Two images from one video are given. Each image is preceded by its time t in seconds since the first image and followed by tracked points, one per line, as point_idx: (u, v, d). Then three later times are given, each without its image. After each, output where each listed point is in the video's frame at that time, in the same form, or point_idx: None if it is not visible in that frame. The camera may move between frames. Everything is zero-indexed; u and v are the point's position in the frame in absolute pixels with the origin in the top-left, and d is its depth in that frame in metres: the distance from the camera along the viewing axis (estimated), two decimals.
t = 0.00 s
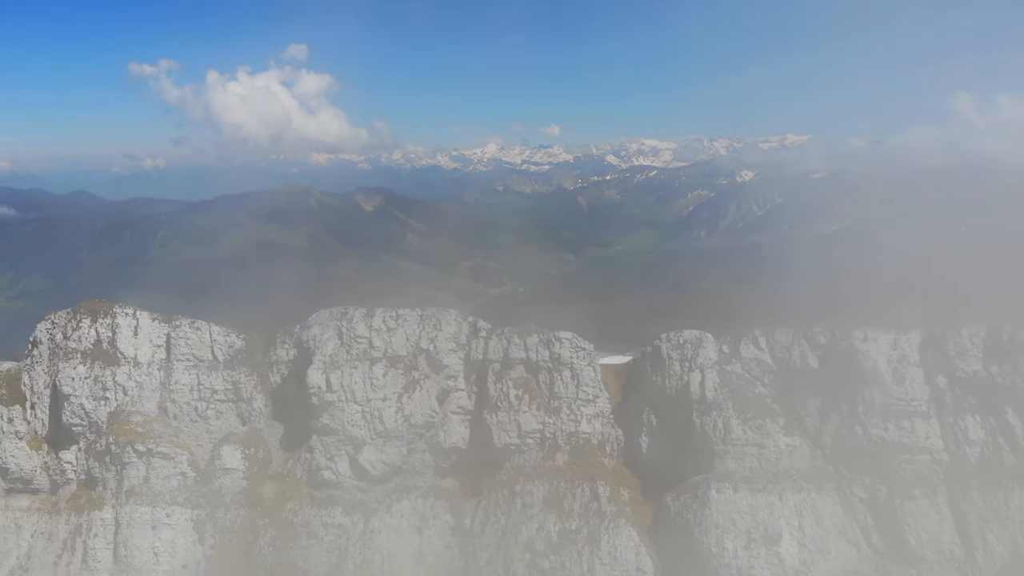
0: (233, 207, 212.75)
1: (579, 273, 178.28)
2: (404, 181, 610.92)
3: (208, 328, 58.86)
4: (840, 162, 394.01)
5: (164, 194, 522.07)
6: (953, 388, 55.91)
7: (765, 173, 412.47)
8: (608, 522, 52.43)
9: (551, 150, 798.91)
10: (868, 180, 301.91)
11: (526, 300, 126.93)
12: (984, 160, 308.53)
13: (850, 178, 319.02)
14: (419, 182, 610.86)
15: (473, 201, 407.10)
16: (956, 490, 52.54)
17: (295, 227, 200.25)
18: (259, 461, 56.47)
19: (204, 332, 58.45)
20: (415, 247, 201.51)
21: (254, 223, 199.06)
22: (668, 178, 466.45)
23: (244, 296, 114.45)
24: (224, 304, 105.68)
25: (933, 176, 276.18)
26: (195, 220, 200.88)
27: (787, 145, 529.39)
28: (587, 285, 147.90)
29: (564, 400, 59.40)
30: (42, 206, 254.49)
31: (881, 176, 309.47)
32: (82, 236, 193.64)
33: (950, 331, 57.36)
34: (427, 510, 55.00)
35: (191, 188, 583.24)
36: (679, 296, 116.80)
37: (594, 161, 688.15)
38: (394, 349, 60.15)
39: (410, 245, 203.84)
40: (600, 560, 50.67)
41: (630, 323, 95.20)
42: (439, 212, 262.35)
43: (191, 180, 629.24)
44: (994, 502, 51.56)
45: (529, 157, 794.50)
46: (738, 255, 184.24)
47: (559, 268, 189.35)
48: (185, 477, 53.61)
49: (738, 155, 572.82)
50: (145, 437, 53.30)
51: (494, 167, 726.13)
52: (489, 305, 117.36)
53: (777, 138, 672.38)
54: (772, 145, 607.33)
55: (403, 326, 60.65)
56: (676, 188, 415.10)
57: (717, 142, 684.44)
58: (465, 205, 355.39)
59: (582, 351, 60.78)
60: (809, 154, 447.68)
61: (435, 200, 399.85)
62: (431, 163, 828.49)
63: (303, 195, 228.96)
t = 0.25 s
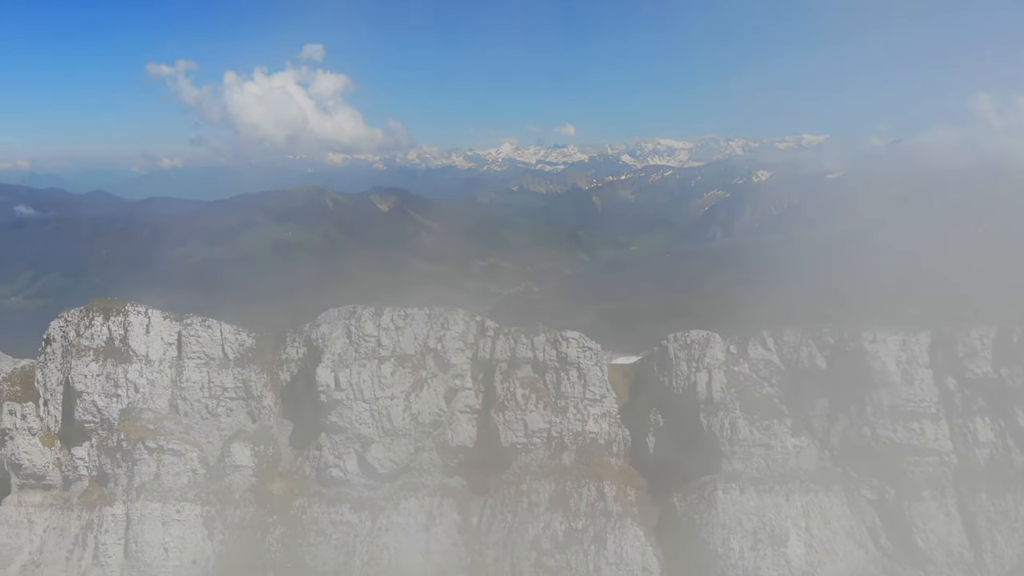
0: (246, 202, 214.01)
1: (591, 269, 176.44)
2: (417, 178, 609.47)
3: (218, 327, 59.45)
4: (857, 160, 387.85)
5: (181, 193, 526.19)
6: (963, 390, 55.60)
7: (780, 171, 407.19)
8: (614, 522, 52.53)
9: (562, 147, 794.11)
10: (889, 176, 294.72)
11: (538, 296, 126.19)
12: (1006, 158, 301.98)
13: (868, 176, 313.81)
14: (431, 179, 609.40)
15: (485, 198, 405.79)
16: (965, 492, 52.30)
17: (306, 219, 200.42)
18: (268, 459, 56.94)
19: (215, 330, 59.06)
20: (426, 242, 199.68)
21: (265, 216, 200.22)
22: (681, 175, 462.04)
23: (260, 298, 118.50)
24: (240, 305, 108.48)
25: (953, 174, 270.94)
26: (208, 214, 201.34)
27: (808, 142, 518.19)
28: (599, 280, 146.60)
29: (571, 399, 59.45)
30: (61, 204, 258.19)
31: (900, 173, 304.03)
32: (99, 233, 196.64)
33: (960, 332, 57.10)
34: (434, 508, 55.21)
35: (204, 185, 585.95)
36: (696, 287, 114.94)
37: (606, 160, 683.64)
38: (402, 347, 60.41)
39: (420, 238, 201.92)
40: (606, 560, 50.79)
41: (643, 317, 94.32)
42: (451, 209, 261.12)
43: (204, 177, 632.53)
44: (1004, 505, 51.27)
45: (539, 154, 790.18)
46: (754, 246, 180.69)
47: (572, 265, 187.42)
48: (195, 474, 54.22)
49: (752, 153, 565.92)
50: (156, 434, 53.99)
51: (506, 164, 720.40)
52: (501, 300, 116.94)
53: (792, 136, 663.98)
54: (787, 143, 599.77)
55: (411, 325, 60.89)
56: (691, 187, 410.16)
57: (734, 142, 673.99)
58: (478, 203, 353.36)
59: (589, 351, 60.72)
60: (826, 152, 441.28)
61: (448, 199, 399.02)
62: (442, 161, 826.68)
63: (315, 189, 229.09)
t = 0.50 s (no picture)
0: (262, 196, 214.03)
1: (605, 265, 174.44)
2: (433, 174, 607.26)
3: (234, 325, 60.02)
4: (881, 159, 380.02)
5: (199, 189, 529.97)
6: (977, 392, 55.04)
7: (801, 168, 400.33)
8: (623, 522, 52.69)
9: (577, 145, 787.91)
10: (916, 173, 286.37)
11: (552, 292, 125.29)
12: None
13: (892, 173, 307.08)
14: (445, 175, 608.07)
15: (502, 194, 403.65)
16: (979, 495, 51.88)
17: (320, 204, 197.95)
18: (281, 455, 57.56)
19: (230, 328, 59.60)
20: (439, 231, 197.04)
21: (280, 205, 199.92)
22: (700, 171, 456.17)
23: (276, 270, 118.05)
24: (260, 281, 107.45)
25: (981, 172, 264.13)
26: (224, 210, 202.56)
27: (834, 138, 503.99)
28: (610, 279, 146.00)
29: (581, 399, 59.47)
30: (83, 202, 262.63)
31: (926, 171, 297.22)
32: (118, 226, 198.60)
33: (975, 334, 56.48)
34: (444, 506, 55.56)
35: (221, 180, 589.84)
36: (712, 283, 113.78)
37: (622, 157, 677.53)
38: (414, 346, 60.73)
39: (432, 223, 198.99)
40: (615, 559, 50.97)
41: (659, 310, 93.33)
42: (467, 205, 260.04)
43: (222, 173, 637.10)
44: (1018, 509, 50.73)
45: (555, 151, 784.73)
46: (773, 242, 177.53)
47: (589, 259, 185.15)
48: (209, 470, 54.89)
49: (773, 150, 556.92)
50: (171, 430, 54.84)
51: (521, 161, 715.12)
52: (513, 295, 116.42)
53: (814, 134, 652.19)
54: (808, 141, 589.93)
55: (423, 324, 61.21)
56: (711, 178, 402.42)
57: (756, 141, 662.92)
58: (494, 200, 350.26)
59: (599, 351, 60.62)
60: (848, 152, 433.50)
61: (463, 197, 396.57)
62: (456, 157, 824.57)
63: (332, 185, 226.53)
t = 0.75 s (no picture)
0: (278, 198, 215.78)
1: (619, 266, 173.47)
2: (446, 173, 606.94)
3: (247, 323, 60.59)
4: (903, 159, 374.09)
5: (217, 188, 534.75)
6: (989, 394, 54.50)
7: (821, 168, 395.19)
8: (631, 522, 52.77)
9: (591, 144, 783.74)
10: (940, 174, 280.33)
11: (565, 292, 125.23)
12: None
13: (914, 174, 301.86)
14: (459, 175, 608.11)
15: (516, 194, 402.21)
16: (991, 498, 51.54)
17: (335, 204, 199.13)
18: (293, 453, 58.09)
19: (243, 326, 60.16)
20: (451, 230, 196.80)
21: (293, 204, 201.09)
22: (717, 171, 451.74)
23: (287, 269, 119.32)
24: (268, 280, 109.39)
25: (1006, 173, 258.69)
26: (240, 210, 204.14)
27: (854, 138, 496.96)
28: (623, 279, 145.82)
29: (590, 399, 59.51)
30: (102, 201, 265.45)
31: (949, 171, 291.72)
32: (134, 225, 201.18)
33: (987, 336, 55.92)
34: (453, 505, 55.85)
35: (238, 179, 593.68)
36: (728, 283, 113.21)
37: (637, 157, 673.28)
38: (424, 345, 61.04)
39: (443, 222, 198.91)
40: (622, 559, 51.11)
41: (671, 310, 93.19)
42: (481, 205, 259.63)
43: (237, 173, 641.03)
44: None
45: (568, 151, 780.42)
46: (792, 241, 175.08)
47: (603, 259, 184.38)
48: (222, 467, 55.47)
49: (790, 150, 550.25)
50: (184, 427, 55.54)
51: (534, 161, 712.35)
52: (525, 294, 116.34)
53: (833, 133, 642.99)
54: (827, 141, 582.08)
55: (433, 323, 61.54)
56: (727, 178, 398.57)
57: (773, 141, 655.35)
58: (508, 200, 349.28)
59: (608, 351, 60.57)
60: (869, 152, 426.90)
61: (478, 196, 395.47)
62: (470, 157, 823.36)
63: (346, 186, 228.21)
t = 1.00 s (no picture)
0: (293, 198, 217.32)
1: (631, 264, 172.50)
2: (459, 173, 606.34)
3: (260, 322, 61.15)
4: (923, 159, 368.04)
5: (236, 188, 539.93)
6: (1002, 396, 54.06)
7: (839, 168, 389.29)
8: (639, 522, 52.85)
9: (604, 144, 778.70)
10: (963, 173, 274.63)
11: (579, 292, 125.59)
12: None
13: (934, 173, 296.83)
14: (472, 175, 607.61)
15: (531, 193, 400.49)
16: (1002, 500, 51.24)
17: (349, 203, 200.43)
18: (304, 451, 58.61)
19: (256, 325, 60.70)
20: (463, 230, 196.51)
21: (306, 204, 202.43)
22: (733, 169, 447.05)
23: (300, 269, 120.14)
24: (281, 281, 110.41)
25: None
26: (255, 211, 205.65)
27: (874, 138, 489.25)
28: (634, 277, 145.70)
29: (599, 399, 59.56)
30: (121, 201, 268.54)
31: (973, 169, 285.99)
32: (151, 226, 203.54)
33: (999, 337, 55.43)
34: (463, 503, 56.09)
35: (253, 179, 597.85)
36: (740, 279, 112.50)
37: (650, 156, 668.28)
38: (434, 344, 61.32)
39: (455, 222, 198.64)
40: (630, 560, 51.19)
41: (685, 308, 92.75)
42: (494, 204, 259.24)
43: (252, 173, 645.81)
44: None
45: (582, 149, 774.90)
46: (809, 237, 172.80)
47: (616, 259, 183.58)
48: (234, 464, 56.03)
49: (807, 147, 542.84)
50: (197, 424, 56.21)
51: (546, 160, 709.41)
52: (538, 293, 116.17)
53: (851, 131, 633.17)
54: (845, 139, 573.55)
55: (443, 322, 61.87)
56: (742, 177, 394.51)
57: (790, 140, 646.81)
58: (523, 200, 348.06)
59: (617, 351, 60.61)
60: (887, 152, 420.63)
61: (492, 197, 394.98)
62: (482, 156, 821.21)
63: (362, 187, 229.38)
